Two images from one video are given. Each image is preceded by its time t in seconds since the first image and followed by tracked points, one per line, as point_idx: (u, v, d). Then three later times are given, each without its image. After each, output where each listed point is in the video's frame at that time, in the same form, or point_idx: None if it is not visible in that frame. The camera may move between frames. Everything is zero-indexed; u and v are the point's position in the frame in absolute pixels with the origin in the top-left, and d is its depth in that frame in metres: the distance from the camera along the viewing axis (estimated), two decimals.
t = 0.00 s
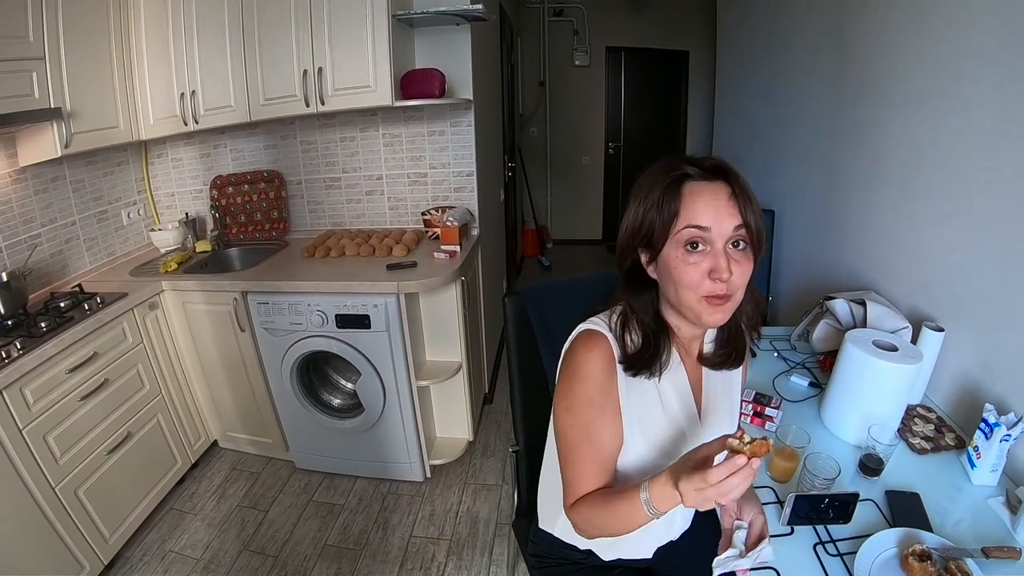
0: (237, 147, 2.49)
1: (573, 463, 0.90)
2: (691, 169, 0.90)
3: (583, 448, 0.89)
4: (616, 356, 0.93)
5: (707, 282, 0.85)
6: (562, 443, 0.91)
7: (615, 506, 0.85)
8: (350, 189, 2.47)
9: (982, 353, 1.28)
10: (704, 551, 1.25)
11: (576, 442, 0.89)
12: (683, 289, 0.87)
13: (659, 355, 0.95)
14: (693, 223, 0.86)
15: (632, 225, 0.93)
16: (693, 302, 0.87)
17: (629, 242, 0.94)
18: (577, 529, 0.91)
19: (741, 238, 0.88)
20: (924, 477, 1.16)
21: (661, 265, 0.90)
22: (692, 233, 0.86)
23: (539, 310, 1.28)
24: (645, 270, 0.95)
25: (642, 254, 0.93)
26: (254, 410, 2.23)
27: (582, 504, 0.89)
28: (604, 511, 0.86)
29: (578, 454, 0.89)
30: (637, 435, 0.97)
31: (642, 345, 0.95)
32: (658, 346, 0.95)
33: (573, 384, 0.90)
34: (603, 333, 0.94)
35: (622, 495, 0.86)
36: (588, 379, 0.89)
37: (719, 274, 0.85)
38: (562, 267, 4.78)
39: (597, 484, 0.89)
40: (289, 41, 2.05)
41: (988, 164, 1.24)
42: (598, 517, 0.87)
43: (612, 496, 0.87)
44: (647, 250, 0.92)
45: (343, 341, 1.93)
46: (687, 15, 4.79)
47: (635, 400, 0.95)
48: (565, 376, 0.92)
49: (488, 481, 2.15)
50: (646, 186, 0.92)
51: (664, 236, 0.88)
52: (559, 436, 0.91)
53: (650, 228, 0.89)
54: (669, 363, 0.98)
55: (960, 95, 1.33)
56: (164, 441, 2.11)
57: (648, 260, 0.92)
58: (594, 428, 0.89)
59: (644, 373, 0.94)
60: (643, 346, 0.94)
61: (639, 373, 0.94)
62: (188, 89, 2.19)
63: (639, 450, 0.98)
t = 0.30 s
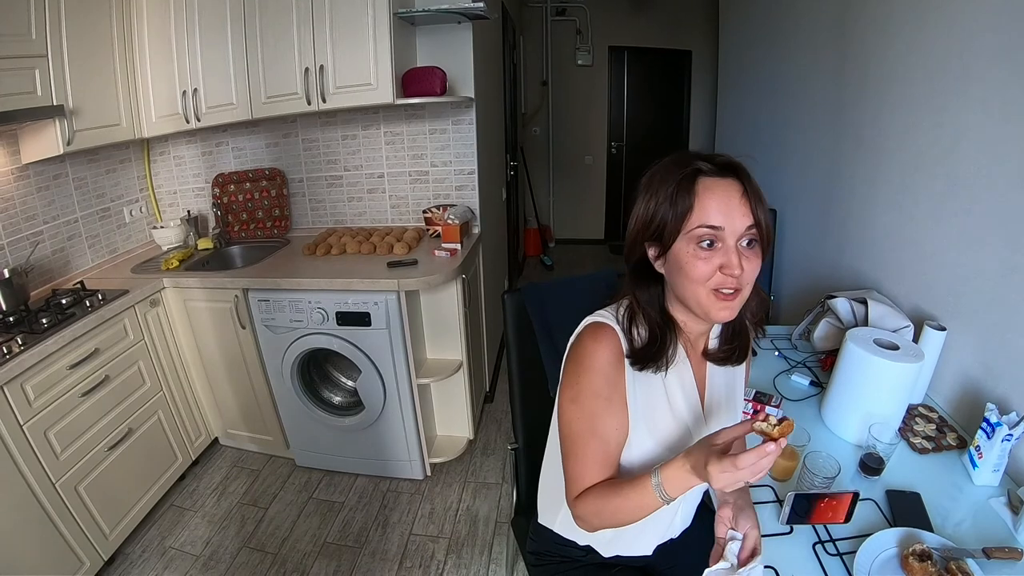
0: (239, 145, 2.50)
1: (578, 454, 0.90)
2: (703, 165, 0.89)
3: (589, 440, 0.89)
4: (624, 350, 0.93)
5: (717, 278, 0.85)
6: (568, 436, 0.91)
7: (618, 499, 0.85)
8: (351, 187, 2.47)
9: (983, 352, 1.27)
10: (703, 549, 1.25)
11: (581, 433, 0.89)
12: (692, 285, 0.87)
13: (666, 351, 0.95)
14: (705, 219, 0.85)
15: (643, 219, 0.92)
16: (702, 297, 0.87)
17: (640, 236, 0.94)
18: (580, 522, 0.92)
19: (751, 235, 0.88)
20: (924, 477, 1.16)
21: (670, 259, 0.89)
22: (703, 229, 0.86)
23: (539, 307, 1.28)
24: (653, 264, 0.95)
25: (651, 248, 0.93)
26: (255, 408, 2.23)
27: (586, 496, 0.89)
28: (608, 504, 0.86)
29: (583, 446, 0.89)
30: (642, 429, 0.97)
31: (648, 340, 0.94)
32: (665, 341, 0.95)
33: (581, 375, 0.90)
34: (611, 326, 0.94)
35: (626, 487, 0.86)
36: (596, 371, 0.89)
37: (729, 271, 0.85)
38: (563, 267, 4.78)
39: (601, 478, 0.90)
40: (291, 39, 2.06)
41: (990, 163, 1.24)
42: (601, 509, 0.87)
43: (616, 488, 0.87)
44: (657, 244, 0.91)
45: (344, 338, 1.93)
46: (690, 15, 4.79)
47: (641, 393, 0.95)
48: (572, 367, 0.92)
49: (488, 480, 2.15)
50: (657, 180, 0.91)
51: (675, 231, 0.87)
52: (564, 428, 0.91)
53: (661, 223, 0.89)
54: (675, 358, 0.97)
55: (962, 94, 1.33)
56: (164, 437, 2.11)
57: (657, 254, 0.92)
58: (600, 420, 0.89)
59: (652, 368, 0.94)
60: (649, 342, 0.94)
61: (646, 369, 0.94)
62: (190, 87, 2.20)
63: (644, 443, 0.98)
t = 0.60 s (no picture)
0: (241, 143, 2.50)
1: (587, 445, 0.90)
2: (715, 163, 0.89)
3: (598, 431, 0.89)
4: (635, 342, 0.93)
5: (722, 276, 0.85)
6: (576, 426, 0.91)
7: (626, 491, 0.85)
8: (354, 185, 2.47)
9: (987, 352, 1.27)
10: (705, 547, 1.25)
11: (591, 425, 0.89)
12: (697, 281, 0.87)
13: (676, 343, 0.95)
14: (713, 217, 0.85)
15: (654, 214, 0.93)
16: (708, 294, 0.87)
17: (650, 231, 0.94)
18: (584, 513, 0.92)
19: (759, 234, 0.88)
20: (927, 475, 1.16)
21: (679, 255, 0.90)
22: (711, 227, 0.85)
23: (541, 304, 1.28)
24: (663, 259, 0.95)
25: (661, 244, 0.93)
26: (257, 404, 2.23)
27: (593, 487, 0.89)
28: (616, 495, 0.86)
29: (593, 437, 0.89)
30: (649, 421, 0.97)
31: (659, 333, 0.95)
32: (675, 333, 0.95)
33: (592, 367, 0.89)
34: (623, 317, 0.94)
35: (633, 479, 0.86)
36: (608, 363, 0.89)
37: (734, 269, 0.85)
38: (565, 266, 4.78)
39: (608, 469, 0.90)
40: (294, 36, 2.06)
41: (993, 162, 1.24)
42: (609, 500, 0.87)
43: (624, 479, 0.87)
44: (667, 240, 0.92)
45: (346, 336, 1.93)
46: (693, 15, 4.78)
47: (649, 386, 0.96)
48: (584, 359, 0.92)
49: (489, 478, 2.15)
50: (670, 175, 0.91)
51: (684, 228, 0.87)
52: (574, 419, 0.91)
53: (671, 219, 0.89)
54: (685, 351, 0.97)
55: (965, 94, 1.33)
56: (165, 434, 2.11)
57: (667, 250, 0.92)
58: (611, 412, 0.89)
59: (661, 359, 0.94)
60: (660, 334, 0.94)
61: (656, 359, 0.94)
62: (193, 85, 2.20)
63: (651, 436, 0.98)
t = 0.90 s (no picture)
0: (243, 142, 2.50)
1: (584, 433, 0.90)
2: (730, 163, 0.89)
3: (597, 419, 0.89)
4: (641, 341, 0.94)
5: (745, 276, 0.85)
6: (576, 413, 0.91)
7: (620, 480, 0.85)
8: (355, 184, 2.47)
9: (987, 352, 1.27)
10: (704, 545, 1.25)
11: (590, 412, 0.90)
12: (718, 281, 0.87)
13: (683, 341, 0.96)
14: (734, 217, 0.85)
15: (669, 214, 0.91)
16: (729, 294, 0.87)
17: (664, 231, 0.93)
18: (577, 501, 0.92)
19: (775, 234, 0.89)
20: (926, 475, 1.16)
21: (696, 256, 0.89)
22: (733, 227, 0.85)
23: (542, 302, 1.28)
24: (676, 259, 0.94)
25: (675, 244, 0.92)
26: (258, 403, 2.24)
27: (587, 474, 0.89)
28: (608, 485, 0.86)
29: (591, 425, 0.90)
30: (649, 415, 0.97)
31: (667, 331, 0.95)
32: (683, 332, 0.96)
33: (597, 356, 0.90)
34: (631, 311, 0.95)
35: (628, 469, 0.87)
36: (613, 354, 0.90)
37: (757, 269, 0.85)
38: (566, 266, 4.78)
39: (603, 459, 0.90)
40: (295, 35, 2.06)
41: (993, 162, 1.24)
42: (601, 488, 0.87)
43: (618, 469, 0.87)
44: (683, 240, 0.91)
45: (346, 334, 1.94)
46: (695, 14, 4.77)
47: (651, 379, 0.96)
48: (589, 348, 0.93)
49: (489, 477, 2.16)
50: (686, 175, 0.90)
51: (703, 228, 0.87)
52: (574, 406, 0.91)
53: (689, 220, 0.88)
54: (689, 349, 0.98)
55: (965, 93, 1.33)
56: (166, 432, 2.12)
57: (683, 250, 0.91)
58: (611, 401, 0.89)
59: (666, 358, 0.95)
60: (667, 333, 0.95)
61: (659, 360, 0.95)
62: (195, 83, 2.20)
63: (650, 429, 0.98)
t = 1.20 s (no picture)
0: (245, 141, 2.51)
1: (588, 428, 0.91)
2: (732, 164, 0.89)
3: (601, 415, 0.90)
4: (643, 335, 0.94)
5: (742, 275, 0.85)
6: (579, 409, 0.92)
7: (621, 475, 0.86)
8: (357, 183, 2.47)
9: (988, 353, 1.27)
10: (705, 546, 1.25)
11: (594, 407, 0.90)
12: (716, 280, 0.87)
13: (685, 339, 0.96)
14: (734, 217, 0.85)
15: (671, 213, 0.92)
16: (727, 293, 0.87)
17: (666, 229, 0.93)
18: (579, 496, 0.93)
19: (775, 236, 0.89)
20: (927, 477, 1.16)
21: (697, 254, 0.89)
22: (733, 227, 0.85)
23: (543, 302, 1.28)
24: (677, 258, 0.95)
25: (676, 242, 0.92)
26: (259, 402, 2.24)
27: (590, 469, 0.90)
28: (610, 479, 0.87)
29: (594, 421, 0.90)
30: (651, 412, 0.97)
31: (669, 329, 0.95)
32: (685, 330, 0.95)
33: (601, 352, 0.91)
34: (636, 309, 0.95)
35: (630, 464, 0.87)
36: (617, 350, 0.91)
37: (755, 268, 0.85)
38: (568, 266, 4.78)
39: (605, 454, 0.91)
40: (298, 34, 2.06)
41: (994, 163, 1.24)
42: (604, 483, 0.88)
43: (621, 464, 0.88)
44: (684, 239, 0.91)
45: (348, 333, 1.94)
46: (697, 14, 4.77)
47: (653, 376, 0.96)
48: (594, 344, 0.93)
49: (490, 477, 2.16)
50: (688, 174, 0.90)
51: (704, 227, 0.87)
52: (578, 401, 0.92)
53: (690, 218, 0.88)
54: (691, 347, 0.98)
55: (966, 94, 1.33)
56: (168, 431, 2.12)
57: (683, 248, 0.92)
58: (615, 397, 0.90)
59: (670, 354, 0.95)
60: (669, 330, 0.95)
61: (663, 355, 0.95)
62: (197, 83, 2.21)
63: (652, 426, 0.98)
